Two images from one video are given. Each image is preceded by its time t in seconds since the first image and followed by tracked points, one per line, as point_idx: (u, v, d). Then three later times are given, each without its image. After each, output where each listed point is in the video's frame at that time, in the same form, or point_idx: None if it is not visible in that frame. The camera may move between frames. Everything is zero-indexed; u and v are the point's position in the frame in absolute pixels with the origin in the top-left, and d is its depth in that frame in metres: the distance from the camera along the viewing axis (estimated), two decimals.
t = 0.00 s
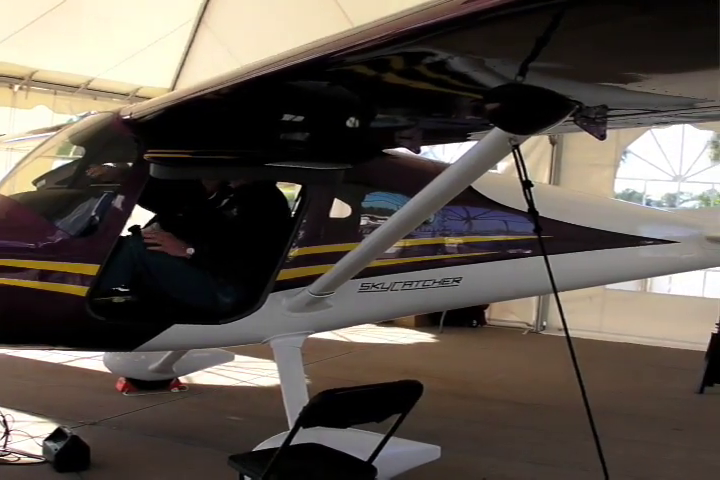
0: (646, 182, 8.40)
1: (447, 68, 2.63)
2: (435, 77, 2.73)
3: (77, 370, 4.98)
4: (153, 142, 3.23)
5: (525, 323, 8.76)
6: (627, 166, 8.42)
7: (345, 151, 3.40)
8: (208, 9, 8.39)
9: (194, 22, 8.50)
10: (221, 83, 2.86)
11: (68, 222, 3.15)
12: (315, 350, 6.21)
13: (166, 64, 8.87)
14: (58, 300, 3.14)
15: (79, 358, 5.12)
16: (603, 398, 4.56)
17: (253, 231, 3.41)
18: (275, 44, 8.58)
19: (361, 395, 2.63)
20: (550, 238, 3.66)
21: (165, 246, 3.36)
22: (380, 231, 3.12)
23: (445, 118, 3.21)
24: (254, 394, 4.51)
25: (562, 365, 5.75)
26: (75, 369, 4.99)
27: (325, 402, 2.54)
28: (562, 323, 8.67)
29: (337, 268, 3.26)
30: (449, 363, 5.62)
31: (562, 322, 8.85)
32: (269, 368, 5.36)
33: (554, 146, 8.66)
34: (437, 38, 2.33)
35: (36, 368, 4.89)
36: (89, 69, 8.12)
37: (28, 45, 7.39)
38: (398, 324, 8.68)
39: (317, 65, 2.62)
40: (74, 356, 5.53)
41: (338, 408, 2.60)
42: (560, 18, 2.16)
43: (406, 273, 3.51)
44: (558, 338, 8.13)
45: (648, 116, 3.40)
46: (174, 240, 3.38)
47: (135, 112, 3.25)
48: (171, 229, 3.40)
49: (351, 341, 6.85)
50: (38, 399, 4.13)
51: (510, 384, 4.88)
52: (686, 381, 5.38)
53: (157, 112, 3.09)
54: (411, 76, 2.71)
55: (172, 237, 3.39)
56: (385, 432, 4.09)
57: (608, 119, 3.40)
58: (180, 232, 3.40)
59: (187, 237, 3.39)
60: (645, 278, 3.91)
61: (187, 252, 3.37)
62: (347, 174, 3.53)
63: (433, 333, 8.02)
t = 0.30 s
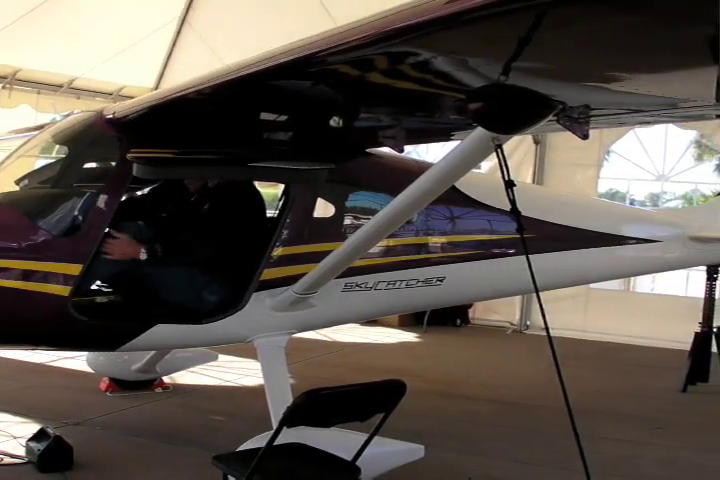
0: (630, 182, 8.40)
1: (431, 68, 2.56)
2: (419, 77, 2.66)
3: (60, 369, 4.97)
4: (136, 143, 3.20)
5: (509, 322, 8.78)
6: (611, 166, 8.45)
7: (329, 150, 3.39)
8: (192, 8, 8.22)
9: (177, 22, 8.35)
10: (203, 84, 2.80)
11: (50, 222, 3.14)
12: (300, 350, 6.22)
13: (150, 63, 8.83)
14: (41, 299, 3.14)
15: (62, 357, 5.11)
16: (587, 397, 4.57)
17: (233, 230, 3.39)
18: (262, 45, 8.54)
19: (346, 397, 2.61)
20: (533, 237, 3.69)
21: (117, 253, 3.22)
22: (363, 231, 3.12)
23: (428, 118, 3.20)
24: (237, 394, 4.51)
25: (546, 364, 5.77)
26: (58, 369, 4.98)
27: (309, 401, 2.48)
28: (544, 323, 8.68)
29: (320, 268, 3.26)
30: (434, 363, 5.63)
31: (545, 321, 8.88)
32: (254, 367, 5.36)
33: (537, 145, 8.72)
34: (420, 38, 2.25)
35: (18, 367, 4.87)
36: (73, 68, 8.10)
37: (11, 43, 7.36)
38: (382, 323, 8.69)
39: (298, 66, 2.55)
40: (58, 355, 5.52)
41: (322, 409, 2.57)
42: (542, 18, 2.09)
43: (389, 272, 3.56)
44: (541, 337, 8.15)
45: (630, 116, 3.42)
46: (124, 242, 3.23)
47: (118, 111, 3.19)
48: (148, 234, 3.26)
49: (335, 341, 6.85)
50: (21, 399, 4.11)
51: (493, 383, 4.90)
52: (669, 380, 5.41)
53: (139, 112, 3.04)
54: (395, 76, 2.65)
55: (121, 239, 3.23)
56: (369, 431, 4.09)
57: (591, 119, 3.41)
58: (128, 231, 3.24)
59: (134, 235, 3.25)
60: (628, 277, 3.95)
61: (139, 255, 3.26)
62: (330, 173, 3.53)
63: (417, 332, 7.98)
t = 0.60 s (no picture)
0: (614, 181, 8.45)
1: (415, 68, 2.54)
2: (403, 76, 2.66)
3: (45, 370, 4.96)
4: (121, 141, 3.18)
5: (494, 321, 8.79)
6: (595, 165, 8.49)
7: (313, 148, 3.40)
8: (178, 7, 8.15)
9: (162, 20, 8.30)
10: (187, 83, 2.78)
11: (35, 221, 3.12)
12: (286, 349, 6.22)
13: (135, 62, 8.78)
14: (26, 299, 3.11)
15: (47, 357, 5.09)
16: (572, 396, 4.58)
17: (218, 226, 3.42)
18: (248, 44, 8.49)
19: (331, 396, 2.58)
20: (518, 237, 3.70)
21: (98, 248, 3.21)
22: (348, 230, 3.13)
23: (413, 118, 3.21)
24: (222, 393, 4.51)
25: (532, 363, 5.80)
26: (43, 369, 4.96)
27: (293, 401, 2.46)
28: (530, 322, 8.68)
29: (305, 267, 3.27)
30: (420, 362, 5.64)
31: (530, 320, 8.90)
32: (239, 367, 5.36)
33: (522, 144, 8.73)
34: (404, 38, 2.23)
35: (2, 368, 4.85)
36: (57, 67, 8.05)
37: None
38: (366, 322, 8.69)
39: (282, 65, 2.53)
40: (44, 355, 5.50)
41: (307, 408, 2.56)
42: (526, 17, 2.07)
43: (374, 271, 3.57)
44: (526, 336, 8.17)
45: (614, 116, 3.43)
46: (105, 236, 3.22)
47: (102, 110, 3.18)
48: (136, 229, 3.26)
49: (320, 340, 6.86)
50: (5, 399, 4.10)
51: (477, 382, 4.91)
52: (652, 378, 5.44)
53: (123, 112, 3.02)
54: (380, 76, 2.64)
55: (102, 234, 3.21)
56: (354, 431, 4.09)
57: (576, 118, 3.42)
58: (110, 225, 3.23)
59: (117, 228, 3.24)
60: (611, 277, 3.97)
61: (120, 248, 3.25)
62: (315, 172, 3.53)
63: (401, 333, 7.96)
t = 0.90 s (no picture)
0: (599, 180, 8.46)
1: (400, 67, 2.52)
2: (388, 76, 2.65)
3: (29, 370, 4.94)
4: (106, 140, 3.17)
5: (479, 320, 8.79)
6: (579, 165, 8.51)
7: (298, 148, 3.41)
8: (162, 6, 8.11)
9: (147, 19, 8.26)
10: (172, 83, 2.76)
11: (19, 221, 3.08)
12: (272, 349, 6.23)
13: (120, 61, 8.74)
14: (10, 299, 3.09)
15: (31, 358, 5.07)
16: (557, 395, 4.60)
17: (202, 225, 3.46)
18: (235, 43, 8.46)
19: (316, 396, 2.54)
20: (503, 236, 3.71)
21: (87, 254, 3.21)
22: (333, 230, 3.13)
23: (397, 118, 3.21)
24: (208, 393, 4.52)
25: (518, 362, 5.82)
26: (27, 369, 4.95)
27: (277, 401, 2.41)
28: (515, 321, 8.71)
29: (290, 268, 3.26)
30: (407, 361, 5.66)
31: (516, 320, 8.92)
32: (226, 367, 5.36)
33: (506, 144, 8.75)
34: (388, 38, 2.20)
35: None
36: (40, 67, 8.06)
37: None
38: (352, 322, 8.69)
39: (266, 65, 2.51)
40: (29, 355, 5.47)
41: (292, 408, 2.51)
42: (510, 18, 2.05)
43: (359, 271, 3.59)
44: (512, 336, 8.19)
45: (598, 116, 3.44)
46: (92, 241, 3.22)
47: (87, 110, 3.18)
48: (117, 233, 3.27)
49: (306, 340, 6.86)
50: None
51: (462, 381, 4.93)
52: (635, 377, 5.47)
53: (108, 111, 3.01)
54: (365, 75, 2.63)
55: (89, 240, 3.21)
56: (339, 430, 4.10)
57: (562, 118, 3.44)
58: (95, 230, 3.23)
59: (101, 233, 3.24)
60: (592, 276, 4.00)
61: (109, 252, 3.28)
62: (300, 172, 3.53)
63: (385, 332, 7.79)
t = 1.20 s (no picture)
0: (583, 180, 8.51)
1: (386, 67, 2.52)
2: (373, 76, 2.65)
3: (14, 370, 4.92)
4: (90, 139, 3.15)
5: (464, 320, 8.81)
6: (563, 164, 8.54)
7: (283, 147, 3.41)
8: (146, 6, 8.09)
9: (131, 20, 8.21)
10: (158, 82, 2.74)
11: (3, 220, 3.09)
12: (258, 349, 6.22)
13: (103, 61, 8.71)
14: None
15: (16, 358, 5.05)
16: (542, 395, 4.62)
17: (187, 225, 3.45)
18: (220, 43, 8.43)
19: (301, 397, 2.53)
20: (487, 236, 3.73)
21: (68, 259, 3.17)
22: (319, 228, 3.13)
23: (382, 118, 3.22)
24: (193, 393, 4.51)
25: (503, 361, 5.84)
26: (12, 369, 4.92)
27: (262, 401, 2.40)
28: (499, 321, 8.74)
29: (274, 267, 3.26)
30: (393, 361, 5.66)
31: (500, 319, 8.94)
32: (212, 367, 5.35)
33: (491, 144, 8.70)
34: (374, 38, 2.19)
35: None
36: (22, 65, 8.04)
37: None
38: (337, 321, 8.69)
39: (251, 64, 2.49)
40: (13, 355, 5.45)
41: (277, 407, 2.50)
42: (495, 18, 2.04)
43: (344, 270, 3.60)
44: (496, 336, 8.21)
45: (583, 116, 3.45)
46: (73, 247, 3.18)
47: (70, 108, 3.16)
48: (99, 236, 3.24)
49: (290, 339, 6.86)
50: None
51: (447, 380, 4.94)
52: (618, 375, 5.50)
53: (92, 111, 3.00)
54: (350, 75, 2.62)
55: (71, 245, 3.18)
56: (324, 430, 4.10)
57: (547, 119, 3.44)
58: (77, 234, 3.19)
59: (85, 238, 3.21)
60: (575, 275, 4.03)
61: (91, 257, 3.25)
62: (285, 172, 3.54)
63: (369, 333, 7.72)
